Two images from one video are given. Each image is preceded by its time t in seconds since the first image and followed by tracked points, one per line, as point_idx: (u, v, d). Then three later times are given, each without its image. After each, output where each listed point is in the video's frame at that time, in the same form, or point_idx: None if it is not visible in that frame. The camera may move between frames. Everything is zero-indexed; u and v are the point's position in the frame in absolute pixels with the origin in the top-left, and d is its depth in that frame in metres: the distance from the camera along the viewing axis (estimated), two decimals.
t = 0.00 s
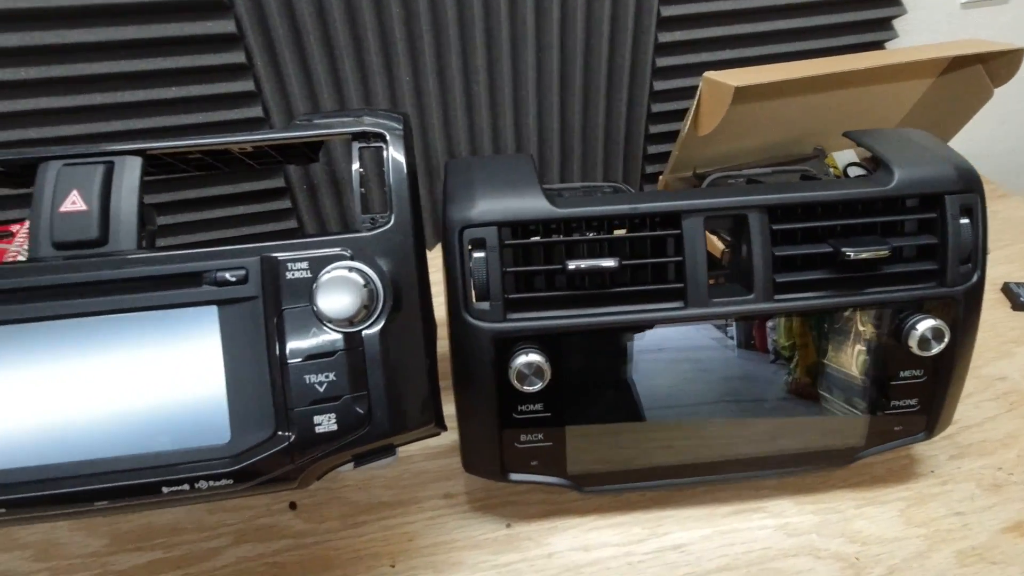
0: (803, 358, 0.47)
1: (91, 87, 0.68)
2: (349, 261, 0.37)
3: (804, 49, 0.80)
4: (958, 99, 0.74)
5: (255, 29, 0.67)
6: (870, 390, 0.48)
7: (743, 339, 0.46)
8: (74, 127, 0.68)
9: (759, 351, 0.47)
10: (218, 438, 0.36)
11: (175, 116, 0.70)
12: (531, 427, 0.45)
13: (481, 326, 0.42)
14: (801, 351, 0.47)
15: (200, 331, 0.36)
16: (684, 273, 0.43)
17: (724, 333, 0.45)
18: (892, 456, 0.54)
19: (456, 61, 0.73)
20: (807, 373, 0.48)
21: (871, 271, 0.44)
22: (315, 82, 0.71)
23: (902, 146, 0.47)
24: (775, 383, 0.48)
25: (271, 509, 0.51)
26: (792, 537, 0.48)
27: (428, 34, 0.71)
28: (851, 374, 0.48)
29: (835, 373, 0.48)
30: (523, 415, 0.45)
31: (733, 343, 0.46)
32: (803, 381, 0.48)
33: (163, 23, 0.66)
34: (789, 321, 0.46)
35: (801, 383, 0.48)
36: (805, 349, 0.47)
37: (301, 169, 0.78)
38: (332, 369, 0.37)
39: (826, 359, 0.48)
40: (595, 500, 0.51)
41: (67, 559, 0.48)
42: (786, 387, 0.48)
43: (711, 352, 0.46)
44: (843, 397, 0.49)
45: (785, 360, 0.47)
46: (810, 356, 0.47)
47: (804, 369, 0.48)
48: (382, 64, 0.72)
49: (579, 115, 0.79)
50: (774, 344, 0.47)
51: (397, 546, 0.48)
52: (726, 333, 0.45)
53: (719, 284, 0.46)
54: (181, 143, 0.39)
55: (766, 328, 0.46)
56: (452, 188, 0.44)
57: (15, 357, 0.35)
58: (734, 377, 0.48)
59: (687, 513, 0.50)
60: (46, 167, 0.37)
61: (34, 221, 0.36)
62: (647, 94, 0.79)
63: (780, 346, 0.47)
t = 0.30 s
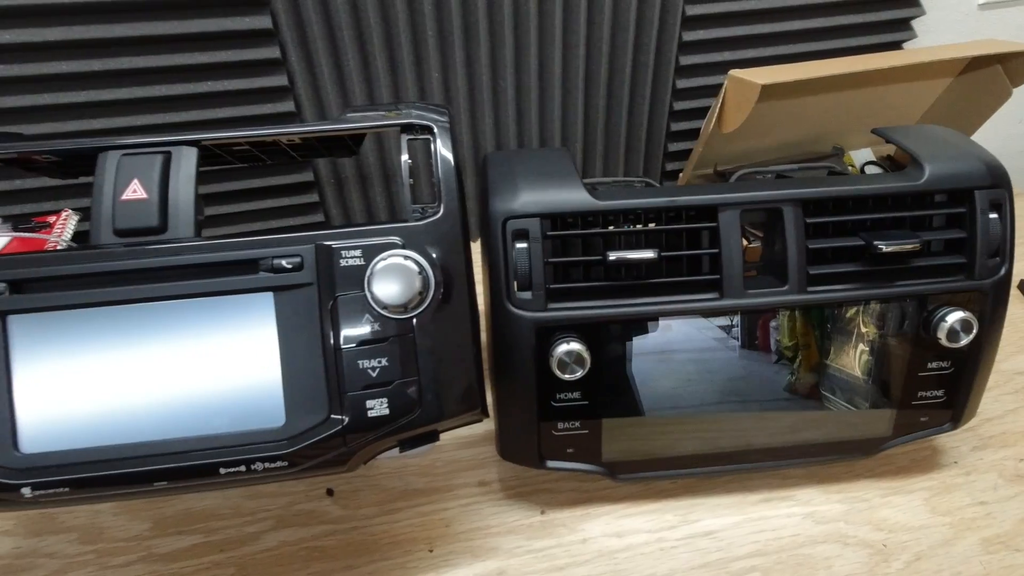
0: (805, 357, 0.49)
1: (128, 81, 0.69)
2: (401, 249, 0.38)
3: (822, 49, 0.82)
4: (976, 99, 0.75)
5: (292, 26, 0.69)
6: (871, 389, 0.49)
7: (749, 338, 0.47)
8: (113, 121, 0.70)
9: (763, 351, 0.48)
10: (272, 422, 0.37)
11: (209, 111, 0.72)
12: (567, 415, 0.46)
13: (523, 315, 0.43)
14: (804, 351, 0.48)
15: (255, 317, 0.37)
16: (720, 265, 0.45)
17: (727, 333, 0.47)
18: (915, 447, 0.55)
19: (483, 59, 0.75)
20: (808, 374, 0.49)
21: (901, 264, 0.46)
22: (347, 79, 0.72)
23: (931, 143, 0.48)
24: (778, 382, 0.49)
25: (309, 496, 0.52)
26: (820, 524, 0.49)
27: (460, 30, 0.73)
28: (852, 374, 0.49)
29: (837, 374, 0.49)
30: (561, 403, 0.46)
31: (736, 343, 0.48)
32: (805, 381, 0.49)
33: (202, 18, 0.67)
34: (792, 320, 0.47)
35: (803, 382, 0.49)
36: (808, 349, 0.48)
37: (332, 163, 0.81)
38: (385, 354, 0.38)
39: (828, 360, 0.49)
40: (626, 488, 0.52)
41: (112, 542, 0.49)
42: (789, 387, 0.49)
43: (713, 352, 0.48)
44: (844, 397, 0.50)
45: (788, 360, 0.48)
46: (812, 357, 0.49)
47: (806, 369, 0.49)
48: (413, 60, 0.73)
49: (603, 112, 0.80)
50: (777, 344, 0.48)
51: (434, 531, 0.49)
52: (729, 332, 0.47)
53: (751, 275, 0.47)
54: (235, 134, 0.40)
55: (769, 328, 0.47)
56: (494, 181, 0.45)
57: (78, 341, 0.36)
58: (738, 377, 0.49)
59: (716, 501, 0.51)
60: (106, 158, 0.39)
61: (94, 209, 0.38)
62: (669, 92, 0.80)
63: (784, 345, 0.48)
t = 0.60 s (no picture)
0: (808, 359, 0.49)
1: (161, 84, 0.70)
2: (446, 250, 0.39)
3: (837, 56, 0.83)
4: (989, 107, 0.76)
5: (324, 31, 0.70)
6: (872, 391, 0.51)
7: (752, 340, 0.49)
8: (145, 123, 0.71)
9: (764, 353, 0.49)
10: (322, 417, 0.38)
11: (240, 113, 0.72)
12: (600, 413, 0.48)
13: (560, 315, 0.44)
14: (806, 353, 0.49)
15: (306, 315, 0.39)
16: (750, 268, 0.46)
17: (730, 337, 0.48)
18: (934, 447, 0.57)
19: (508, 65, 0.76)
20: (811, 376, 0.50)
21: (924, 268, 0.47)
22: (377, 83, 0.74)
23: (954, 150, 0.49)
24: (781, 383, 0.50)
25: (342, 491, 0.54)
26: (843, 521, 0.50)
27: (488, 35, 0.74)
28: (855, 377, 0.50)
29: (841, 376, 0.50)
30: (594, 401, 0.47)
31: (738, 346, 0.49)
32: (807, 383, 0.50)
33: (237, 22, 0.68)
34: (794, 322, 0.48)
35: (806, 384, 0.50)
36: (810, 351, 0.49)
37: (358, 163, 0.77)
38: (431, 352, 0.39)
39: (831, 362, 0.50)
40: (651, 485, 0.53)
41: (152, 534, 0.50)
42: (791, 389, 0.50)
43: (715, 354, 0.49)
44: (846, 399, 0.51)
45: (789, 362, 0.49)
46: (815, 359, 0.49)
47: (809, 371, 0.50)
48: (441, 65, 0.74)
49: (623, 117, 0.82)
50: (779, 346, 0.49)
51: (467, 525, 0.50)
52: (732, 336, 0.48)
53: (779, 278, 0.48)
54: (286, 137, 0.42)
55: (772, 331, 0.48)
56: (530, 184, 0.46)
57: (136, 337, 0.38)
58: (739, 379, 0.50)
59: (741, 498, 0.52)
60: (161, 160, 0.40)
61: (151, 210, 0.39)
62: (689, 97, 0.82)
63: (786, 347, 0.49)
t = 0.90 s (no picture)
0: (815, 361, 0.50)
1: (196, 83, 0.70)
2: (498, 247, 0.40)
3: (861, 59, 0.84)
4: (1013, 111, 0.77)
5: (360, 32, 0.71)
6: (878, 393, 0.51)
7: (759, 344, 0.50)
8: (179, 121, 0.71)
9: (771, 358, 0.50)
10: (374, 409, 0.39)
11: (273, 113, 0.73)
12: (639, 409, 0.48)
13: (603, 312, 0.45)
14: (814, 355, 0.50)
15: (359, 310, 0.39)
16: (789, 266, 0.46)
17: (738, 340, 0.49)
18: (964, 447, 0.57)
19: (539, 66, 0.76)
20: (818, 379, 0.51)
21: (963, 268, 0.48)
22: (410, 83, 0.75)
23: (989, 152, 0.50)
24: (788, 387, 0.50)
25: (380, 485, 0.54)
26: (878, 518, 0.51)
27: (521, 36, 0.75)
28: (861, 379, 0.51)
29: (846, 380, 0.51)
30: (634, 397, 0.48)
31: (747, 350, 0.49)
32: (814, 386, 0.51)
33: (274, 23, 0.69)
34: (803, 322, 0.49)
35: (813, 387, 0.51)
36: (818, 353, 0.50)
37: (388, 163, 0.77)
38: (483, 347, 0.40)
39: (837, 366, 0.51)
40: (685, 482, 0.54)
41: (194, 526, 0.51)
42: (797, 392, 0.51)
43: (723, 359, 0.49)
44: (851, 402, 0.51)
45: (797, 365, 0.50)
46: (821, 362, 0.50)
47: (816, 374, 0.51)
48: (474, 66, 0.75)
49: (650, 118, 0.82)
50: (787, 350, 0.50)
51: (505, 520, 0.51)
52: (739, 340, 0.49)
53: (817, 278, 0.49)
54: (340, 135, 0.42)
55: (780, 336, 0.49)
56: (573, 183, 0.47)
57: (194, 330, 0.38)
58: (747, 384, 0.50)
59: (775, 495, 0.53)
60: (217, 156, 0.41)
61: (209, 205, 0.40)
62: (715, 99, 0.82)
63: (793, 351, 0.50)
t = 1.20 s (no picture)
0: (823, 368, 0.51)
1: (231, 81, 0.71)
2: (547, 245, 0.41)
3: (886, 64, 0.85)
4: None
5: (396, 33, 0.72)
6: (887, 400, 0.52)
7: (766, 352, 0.50)
8: (213, 119, 0.72)
9: (778, 364, 0.50)
10: (421, 404, 0.39)
11: (304, 113, 0.74)
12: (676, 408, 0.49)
13: (643, 312, 0.46)
14: (822, 362, 0.50)
15: (408, 306, 0.40)
16: (828, 269, 0.47)
17: (745, 346, 0.49)
18: (994, 452, 0.58)
19: (570, 68, 0.77)
20: (825, 387, 0.51)
21: (999, 272, 0.48)
22: (442, 83, 0.75)
23: None
24: (793, 395, 0.51)
25: (415, 481, 0.55)
26: (911, 520, 0.51)
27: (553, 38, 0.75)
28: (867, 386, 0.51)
29: (854, 387, 0.51)
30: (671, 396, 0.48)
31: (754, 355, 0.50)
32: (821, 394, 0.51)
33: (310, 23, 0.70)
34: (813, 328, 0.49)
35: (820, 395, 0.51)
36: (826, 360, 0.50)
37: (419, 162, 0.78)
38: (530, 344, 0.40)
39: (845, 372, 0.51)
40: (717, 482, 0.54)
41: (233, 519, 0.51)
42: (805, 400, 0.51)
43: (730, 365, 0.49)
44: (859, 408, 0.52)
45: (804, 372, 0.51)
46: (829, 368, 0.51)
47: (823, 381, 0.51)
48: (506, 67, 0.76)
49: (677, 121, 0.83)
50: (795, 357, 0.50)
51: (539, 517, 0.51)
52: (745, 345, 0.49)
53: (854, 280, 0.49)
54: (388, 133, 0.43)
55: (788, 343, 0.50)
56: (614, 183, 0.47)
57: (246, 323, 0.39)
58: (753, 390, 0.50)
59: (807, 496, 0.53)
60: (268, 153, 0.42)
61: (261, 201, 0.40)
62: (742, 102, 0.83)
63: (801, 358, 0.50)
